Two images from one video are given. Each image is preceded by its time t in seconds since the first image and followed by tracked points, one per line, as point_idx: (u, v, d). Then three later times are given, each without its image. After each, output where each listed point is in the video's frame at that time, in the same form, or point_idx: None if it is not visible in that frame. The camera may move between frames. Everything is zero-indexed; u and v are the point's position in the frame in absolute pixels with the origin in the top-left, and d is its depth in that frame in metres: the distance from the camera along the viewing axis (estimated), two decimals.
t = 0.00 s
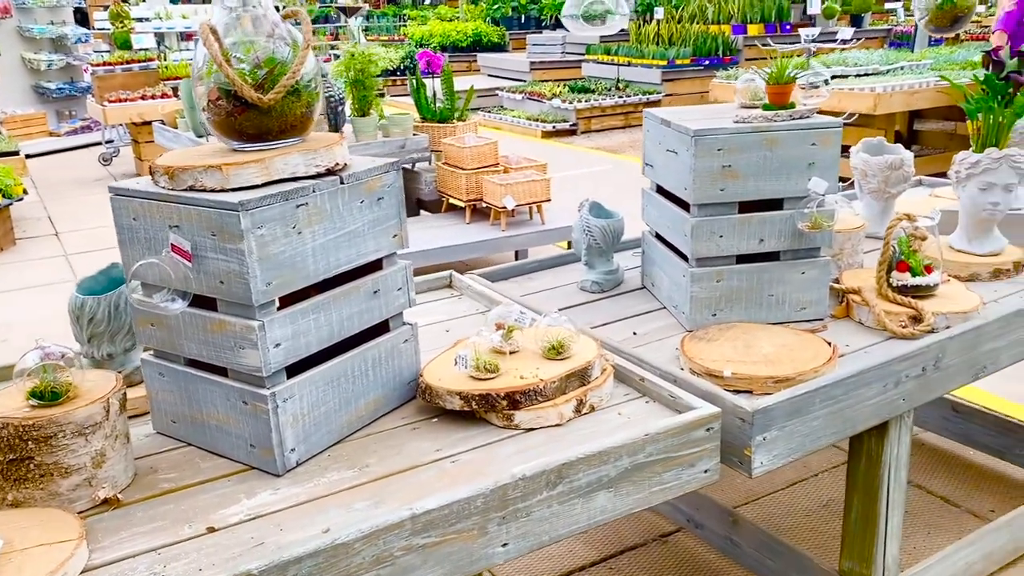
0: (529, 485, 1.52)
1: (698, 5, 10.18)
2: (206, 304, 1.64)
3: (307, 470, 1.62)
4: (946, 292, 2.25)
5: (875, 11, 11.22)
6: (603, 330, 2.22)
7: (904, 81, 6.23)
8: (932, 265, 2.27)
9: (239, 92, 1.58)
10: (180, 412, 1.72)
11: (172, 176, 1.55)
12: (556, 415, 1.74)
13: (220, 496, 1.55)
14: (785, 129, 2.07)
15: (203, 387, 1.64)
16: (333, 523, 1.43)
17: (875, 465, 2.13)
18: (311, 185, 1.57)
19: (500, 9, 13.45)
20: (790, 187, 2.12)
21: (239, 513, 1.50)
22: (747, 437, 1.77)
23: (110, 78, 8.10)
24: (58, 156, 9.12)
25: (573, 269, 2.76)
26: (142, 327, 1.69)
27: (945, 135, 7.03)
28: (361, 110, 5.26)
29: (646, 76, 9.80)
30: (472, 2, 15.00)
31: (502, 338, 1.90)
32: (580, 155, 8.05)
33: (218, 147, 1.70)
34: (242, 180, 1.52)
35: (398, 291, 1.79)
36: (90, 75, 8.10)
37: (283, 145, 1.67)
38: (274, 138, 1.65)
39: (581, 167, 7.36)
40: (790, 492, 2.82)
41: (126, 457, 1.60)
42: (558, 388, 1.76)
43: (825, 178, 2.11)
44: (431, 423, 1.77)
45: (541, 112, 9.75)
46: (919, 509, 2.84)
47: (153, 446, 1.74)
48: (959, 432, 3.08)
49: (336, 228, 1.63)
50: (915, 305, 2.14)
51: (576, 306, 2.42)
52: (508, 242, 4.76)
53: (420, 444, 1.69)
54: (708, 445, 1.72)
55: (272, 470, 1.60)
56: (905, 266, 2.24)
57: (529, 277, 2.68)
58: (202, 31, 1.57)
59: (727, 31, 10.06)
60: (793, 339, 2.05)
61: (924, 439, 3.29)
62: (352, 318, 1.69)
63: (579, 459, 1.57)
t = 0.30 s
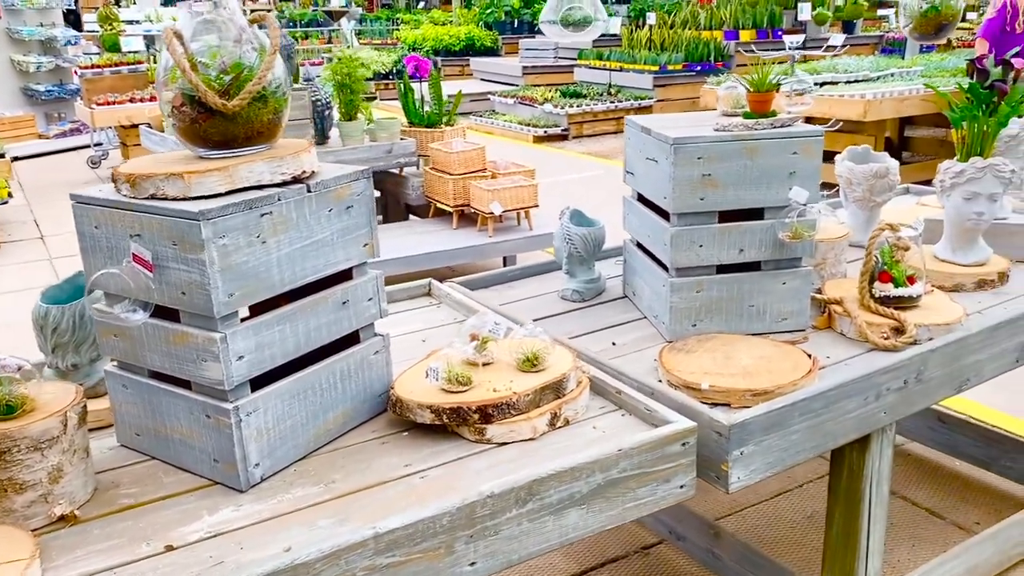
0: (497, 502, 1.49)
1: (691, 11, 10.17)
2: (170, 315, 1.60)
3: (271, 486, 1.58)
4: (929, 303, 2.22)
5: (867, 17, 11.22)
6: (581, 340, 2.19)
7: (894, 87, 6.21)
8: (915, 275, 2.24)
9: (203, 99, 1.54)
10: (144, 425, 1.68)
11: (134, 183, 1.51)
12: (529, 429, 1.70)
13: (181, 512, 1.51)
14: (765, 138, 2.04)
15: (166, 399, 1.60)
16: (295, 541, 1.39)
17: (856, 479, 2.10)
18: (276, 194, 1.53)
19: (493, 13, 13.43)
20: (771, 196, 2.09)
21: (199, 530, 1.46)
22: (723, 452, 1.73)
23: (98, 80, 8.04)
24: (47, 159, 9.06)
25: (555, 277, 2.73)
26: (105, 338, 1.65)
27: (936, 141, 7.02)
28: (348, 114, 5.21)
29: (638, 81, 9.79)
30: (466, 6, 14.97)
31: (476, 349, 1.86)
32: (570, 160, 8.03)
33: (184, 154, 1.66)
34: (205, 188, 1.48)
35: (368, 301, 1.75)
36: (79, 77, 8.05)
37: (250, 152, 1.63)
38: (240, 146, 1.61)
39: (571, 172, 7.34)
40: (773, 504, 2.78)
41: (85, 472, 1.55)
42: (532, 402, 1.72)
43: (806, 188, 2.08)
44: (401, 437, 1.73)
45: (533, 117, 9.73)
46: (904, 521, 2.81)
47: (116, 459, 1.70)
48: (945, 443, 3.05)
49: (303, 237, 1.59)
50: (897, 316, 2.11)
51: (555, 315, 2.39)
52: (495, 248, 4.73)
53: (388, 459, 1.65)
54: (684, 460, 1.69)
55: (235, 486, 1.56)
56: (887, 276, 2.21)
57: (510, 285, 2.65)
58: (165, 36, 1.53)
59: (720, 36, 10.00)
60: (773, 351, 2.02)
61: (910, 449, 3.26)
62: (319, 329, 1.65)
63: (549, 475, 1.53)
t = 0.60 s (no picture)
0: (449, 534, 1.43)
1: (687, 19, 10.13)
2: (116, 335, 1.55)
3: (219, 512, 1.52)
4: (910, 322, 2.16)
5: (866, 26, 11.16)
6: (553, 358, 2.13)
7: (889, 98, 6.15)
8: (896, 294, 2.18)
9: (151, 111, 1.48)
10: (90, 447, 1.62)
11: (76, 199, 1.45)
12: (490, 454, 1.64)
13: (122, 541, 1.45)
14: (740, 153, 1.99)
15: (110, 422, 1.55)
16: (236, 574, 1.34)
17: (833, 503, 2.04)
18: (224, 210, 1.47)
19: (492, 20, 13.38)
20: (746, 213, 2.04)
21: (139, 560, 1.40)
22: (691, 478, 1.67)
23: (89, 85, 8.00)
24: (41, 163, 9.03)
25: (532, 291, 2.67)
26: (50, 357, 1.59)
27: (932, 151, 7.01)
28: (336, 122, 5.14)
29: (635, 89, 9.74)
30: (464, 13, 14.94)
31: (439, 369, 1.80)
32: (564, 167, 7.98)
33: (133, 169, 1.61)
34: (149, 204, 1.43)
35: (325, 320, 1.70)
36: (71, 81, 8.02)
37: (201, 166, 1.57)
38: (190, 160, 1.55)
39: (564, 180, 7.28)
40: (755, 524, 2.72)
41: (24, 497, 1.49)
42: (494, 425, 1.66)
43: (782, 204, 2.03)
44: (357, 462, 1.67)
45: (528, 124, 9.69)
46: (888, 542, 2.74)
47: (61, 482, 1.64)
48: (931, 462, 2.99)
49: (254, 255, 1.53)
50: (876, 336, 2.06)
51: (529, 332, 2.34)
52: (482, 258, 4.68)
53: (342, 485, 1.59)
54: (649, 487, 1.63)
55: (180, 512, 1.50)
56: (867, 295, 2.15)
57: (485, 299, 2.59)
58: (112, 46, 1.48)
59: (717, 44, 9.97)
60: (747, 371, 1.97)
61: (897, 467, 3.20)
62: (272, 350, 1.60)
63: (506, 505, 1.47)
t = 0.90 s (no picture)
0: None
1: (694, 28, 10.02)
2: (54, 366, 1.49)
3: (158, 553, 1.46)
4: (895, 353, 2.08)
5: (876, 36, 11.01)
6: (523, 387, 2.07)
7: (893, 110, 6.03)
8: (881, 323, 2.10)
9: (89, 134, 1.42)
10: (30, 480, 1.56)
11: (10, 226, 1.39)
12: (445, 493, 1.57)
13: None
14: (717, 178, 1.92)
15: (48, 456, 1.49)
16: None
17: (811, 540, 1.96)
18: (165, 239, 1.41)
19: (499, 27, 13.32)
20: (724, 239, 1.96)
21: None
22: (656, 520, 1.60)
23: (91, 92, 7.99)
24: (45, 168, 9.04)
25: (511, 312, 2.60)
26: None
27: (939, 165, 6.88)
28: (331, 132, 5.09)
29: (640, 98, 9.66)
30: (473, 19, 14.89)
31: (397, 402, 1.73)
32: (567, 177, 7.92)
33: (78, 193, 1.55)
34: (84, 233, 1.37)
35: (277, 350, 1.64)
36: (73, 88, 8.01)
37: (145, 191, 1.51)
38: (134, 184, 1.49)
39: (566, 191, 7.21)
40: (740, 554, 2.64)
41: None
42: (450, 462, 1.59)
43: (761, 230, 1.96)
44: (308, 499, 1.61)
45: (532, 133, 9.65)
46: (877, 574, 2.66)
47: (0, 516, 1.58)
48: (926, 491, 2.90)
49: (198, 284, 1.47)
50: (858, 367, 1.97)
51: (502, 357, 2.27)
52: (474, 272, 4.61)
53: (289, 524, 1.53)
54: (610, 530, 1.56)
55: (116, 552, 1.44)
56: (850, 324, 2.07)
57: (462, 321, 2.53)
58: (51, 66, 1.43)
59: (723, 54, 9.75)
60: (721, 404, 1.89)
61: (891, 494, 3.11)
62: (218, 382, 1.54)
63: (455, 552, 1.40)
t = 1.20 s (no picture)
0: None
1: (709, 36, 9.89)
2: None
3: None
4: (888, 379, 1.99)
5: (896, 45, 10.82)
6: (498, 410, 1.99)
7: (907, 121, 5.91)
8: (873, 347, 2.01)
9: (29, 147, 1.37)
10: None
11: None
12: (403, 524, 1.50)
13: None
14: (700, 195, 1.84)
15: None
16: None
17: (796, 575, 1.87)
18: (107, 257, 1.35)
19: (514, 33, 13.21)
20: (708, 259, 1.88)
21: None
22: (626, 557, 1.52)
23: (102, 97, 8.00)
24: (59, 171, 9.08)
25: (496, 329, 2.53)
26: None
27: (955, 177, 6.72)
28: (332, 140, 5.02)
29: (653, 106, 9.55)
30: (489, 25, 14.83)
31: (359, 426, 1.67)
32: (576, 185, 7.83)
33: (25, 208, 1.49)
34: (21, 251, 1.31)
35: (232, 372, 1.57)
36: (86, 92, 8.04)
37: (93, 207, 1.45)
38: (80, 199, 1.43)
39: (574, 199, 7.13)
40: None
41: None
42: (409, 492, 1.52)
43: (746, 250, 1.87)
44: (262, 527, 1.54)
45: (543, 140, 9.58)
46: None
47: None
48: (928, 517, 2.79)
49: (144, 303, 1.41)
50: (847, 395, 1.88)
51: (481, 377, 2.19)
52: (473, 281, 4.54)
53: (238, 555, 1.46)
54: (575, 567, 1.48)
55: None
56: (840, 348, 1.99)
57: (444, 338, 2.46)
58: None
59: (737, 61, 9.59)
60: (701, 432, 1.81)
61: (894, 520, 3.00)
62: (167, 405, 1.48)
63: None
